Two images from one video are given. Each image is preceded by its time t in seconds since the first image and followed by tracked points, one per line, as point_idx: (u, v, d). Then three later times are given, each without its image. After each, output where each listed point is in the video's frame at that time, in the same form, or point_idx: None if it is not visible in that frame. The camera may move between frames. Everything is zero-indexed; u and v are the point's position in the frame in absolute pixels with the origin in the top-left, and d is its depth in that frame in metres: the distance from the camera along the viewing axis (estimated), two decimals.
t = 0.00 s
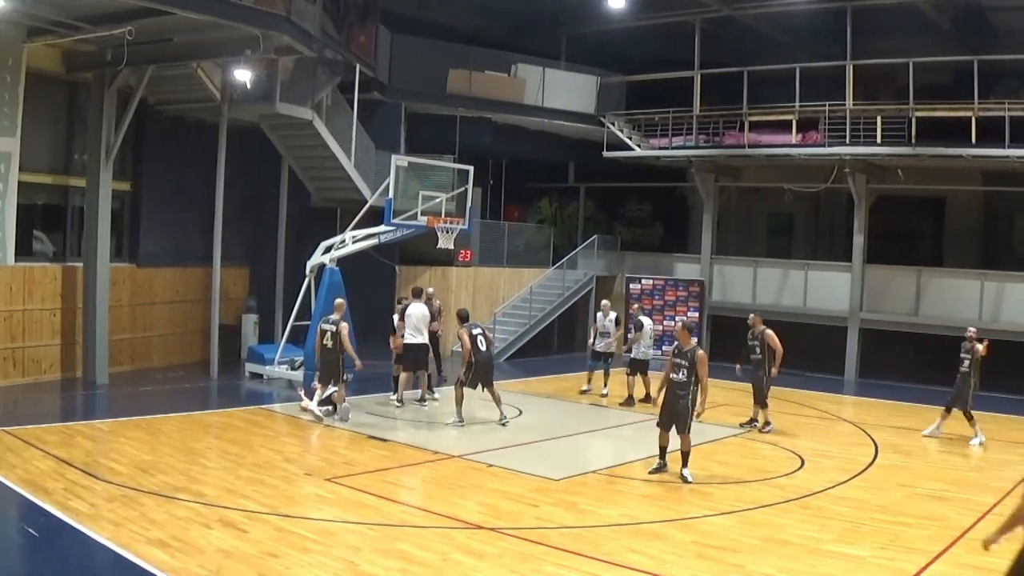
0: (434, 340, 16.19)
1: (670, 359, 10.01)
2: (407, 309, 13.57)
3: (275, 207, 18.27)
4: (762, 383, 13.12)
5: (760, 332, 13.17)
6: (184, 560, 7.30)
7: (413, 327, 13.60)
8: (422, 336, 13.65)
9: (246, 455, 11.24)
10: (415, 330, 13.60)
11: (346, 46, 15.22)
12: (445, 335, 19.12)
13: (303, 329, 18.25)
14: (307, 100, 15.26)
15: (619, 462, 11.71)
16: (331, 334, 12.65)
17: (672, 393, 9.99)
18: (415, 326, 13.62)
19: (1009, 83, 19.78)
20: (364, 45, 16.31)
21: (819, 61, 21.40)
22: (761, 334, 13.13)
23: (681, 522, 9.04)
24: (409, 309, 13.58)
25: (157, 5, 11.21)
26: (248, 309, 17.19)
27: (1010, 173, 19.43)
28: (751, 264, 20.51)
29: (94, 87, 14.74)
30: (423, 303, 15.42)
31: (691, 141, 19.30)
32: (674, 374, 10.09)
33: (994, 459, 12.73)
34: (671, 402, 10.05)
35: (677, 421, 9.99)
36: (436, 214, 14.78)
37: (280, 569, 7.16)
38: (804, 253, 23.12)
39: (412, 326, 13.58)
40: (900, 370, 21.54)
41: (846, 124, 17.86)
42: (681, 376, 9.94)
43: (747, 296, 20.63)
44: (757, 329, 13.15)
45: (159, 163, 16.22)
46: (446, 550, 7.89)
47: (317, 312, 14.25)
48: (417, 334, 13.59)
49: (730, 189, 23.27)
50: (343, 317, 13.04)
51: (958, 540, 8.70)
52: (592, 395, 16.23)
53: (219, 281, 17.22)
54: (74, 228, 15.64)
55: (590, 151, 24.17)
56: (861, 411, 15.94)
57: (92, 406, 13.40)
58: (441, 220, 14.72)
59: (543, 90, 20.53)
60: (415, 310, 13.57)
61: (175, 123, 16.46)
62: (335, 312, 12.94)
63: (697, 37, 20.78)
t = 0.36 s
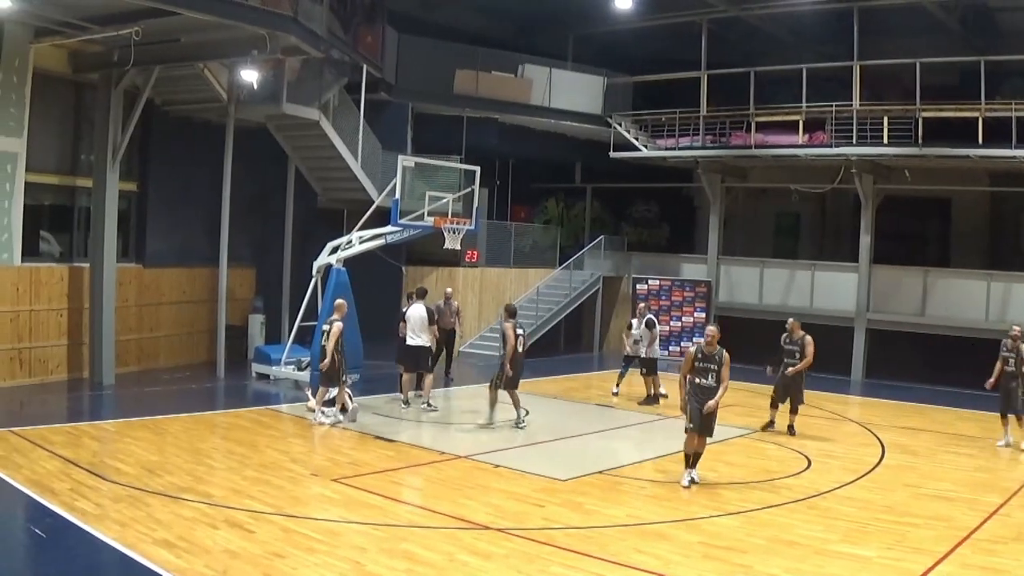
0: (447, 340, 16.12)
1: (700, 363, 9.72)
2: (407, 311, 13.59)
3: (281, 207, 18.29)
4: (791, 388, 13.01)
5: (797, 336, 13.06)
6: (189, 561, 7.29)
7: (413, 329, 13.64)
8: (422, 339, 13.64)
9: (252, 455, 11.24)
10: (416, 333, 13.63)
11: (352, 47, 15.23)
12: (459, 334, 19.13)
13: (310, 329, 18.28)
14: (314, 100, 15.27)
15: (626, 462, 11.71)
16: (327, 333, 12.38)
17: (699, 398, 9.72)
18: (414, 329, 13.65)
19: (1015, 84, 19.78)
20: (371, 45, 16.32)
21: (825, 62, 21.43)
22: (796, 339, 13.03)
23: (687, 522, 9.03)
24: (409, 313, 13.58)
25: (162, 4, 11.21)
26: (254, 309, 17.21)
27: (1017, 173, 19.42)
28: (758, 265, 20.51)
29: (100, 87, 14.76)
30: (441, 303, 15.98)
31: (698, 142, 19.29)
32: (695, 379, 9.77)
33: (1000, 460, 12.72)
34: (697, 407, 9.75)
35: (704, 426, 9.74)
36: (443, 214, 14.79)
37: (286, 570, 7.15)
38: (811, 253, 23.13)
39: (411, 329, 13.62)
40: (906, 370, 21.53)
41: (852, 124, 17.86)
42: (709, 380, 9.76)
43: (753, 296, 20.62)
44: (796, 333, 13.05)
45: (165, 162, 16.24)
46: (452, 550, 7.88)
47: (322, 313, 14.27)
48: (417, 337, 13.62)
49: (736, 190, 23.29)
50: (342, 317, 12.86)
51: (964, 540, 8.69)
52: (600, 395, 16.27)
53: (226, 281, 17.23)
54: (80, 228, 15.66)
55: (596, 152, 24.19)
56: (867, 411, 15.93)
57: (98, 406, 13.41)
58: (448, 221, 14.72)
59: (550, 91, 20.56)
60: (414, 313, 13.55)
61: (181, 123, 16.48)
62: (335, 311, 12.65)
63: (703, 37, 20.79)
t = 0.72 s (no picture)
0: (452, 342, 16.24)
1: (725, 373, 9.32)
2: (417, 313, 13.56)
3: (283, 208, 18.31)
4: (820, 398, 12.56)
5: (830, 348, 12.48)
6: (191, 561, 7.29)
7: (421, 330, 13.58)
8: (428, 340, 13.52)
9: (254, 455, 11.24)
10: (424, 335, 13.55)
11: (354, 47, 15.25)
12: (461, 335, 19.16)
13: (311, 330, 18.30)
14: (315, 100, 15.29)
15: (627, 463, 11.72)
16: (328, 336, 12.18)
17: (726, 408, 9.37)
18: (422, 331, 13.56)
19: (1017, 84, 19.79)
20: (373, 45, 16.34)
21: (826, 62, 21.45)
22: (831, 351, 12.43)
23: (688, 522, 9.04)
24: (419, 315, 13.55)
25: (163, 5, 11.20)
26: (256, 309, 17.21)
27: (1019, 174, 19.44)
28: (759, 265, 20.52)
29: (102, 87, 14.77)
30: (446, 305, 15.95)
31: (699, 142, 19.30)
32: (722, 389, 9.37)
33: (1001, 460, 12.72)
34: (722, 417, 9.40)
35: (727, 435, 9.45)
36: (444, 215, 14.80)
37: (287, 570, 7.16)
38: (812, 253, 23.14)
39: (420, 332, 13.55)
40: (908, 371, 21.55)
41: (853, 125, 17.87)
42: (734, 389, 9.42)
43: (755, 296, 20.62)
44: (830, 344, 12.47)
45: (168, 163, 16.25)
46: (453, 550, 7.89)
47: (323, 313, 14.28)
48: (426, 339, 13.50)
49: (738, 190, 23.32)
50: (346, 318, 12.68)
51: (966, 540, 8.69)
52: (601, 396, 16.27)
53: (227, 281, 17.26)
54: (82, 229, 15.68)
55: (597, 152, 24.21)
56: (869, 412, 15.94)
57: (100, 406, 13.41)
58: (449, 221, 14.74)
59: (551, 91, 20.58)
60: (423, 315, 13.51)
61: (183, 123, 16.49)
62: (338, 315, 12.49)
63: (704, 37, 20.79)
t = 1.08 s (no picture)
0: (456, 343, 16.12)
1: (758, 379, 8.93)
2: (423, 315, 13.50)
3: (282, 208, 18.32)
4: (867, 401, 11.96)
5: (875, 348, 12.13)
6: (189, 561, 7.29)
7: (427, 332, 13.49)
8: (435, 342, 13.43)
9: (252, 456, 11.23)
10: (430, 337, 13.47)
11: (353, 47, 15.25)
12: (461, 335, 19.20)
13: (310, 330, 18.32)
14: (314, 101, 15.29)
15: (625, 463, 11.74)
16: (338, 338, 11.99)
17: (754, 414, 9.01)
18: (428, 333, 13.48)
19: (1016, 85, 19.81)
20: (372, 46, 16.35)
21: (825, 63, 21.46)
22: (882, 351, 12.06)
23: (687, 522, 9.04)
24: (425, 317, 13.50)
25: (162, 4, 11.19)
26: (255, 309, 17.20)
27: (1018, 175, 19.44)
28: (758, 265, 20.53)
29: (101, 87, 14.76)
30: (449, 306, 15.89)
31: (698, 142, 19.30)
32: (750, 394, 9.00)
33: (999, 461, 12.73)
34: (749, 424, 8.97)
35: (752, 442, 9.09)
36: (443, 215, 14.80)
37: (286, 570, 7.15)
38: (811, 254, 23.15)
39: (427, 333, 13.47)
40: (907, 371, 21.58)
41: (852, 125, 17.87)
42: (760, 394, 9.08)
43: (754, 297, 20.62)
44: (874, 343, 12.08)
45: (167, 163, 16.25)
46: (451, 550, 7.89)
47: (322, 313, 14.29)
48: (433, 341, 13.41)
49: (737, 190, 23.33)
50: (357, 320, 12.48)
51: (964, 541, 8.69)
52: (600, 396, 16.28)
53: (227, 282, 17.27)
54: (81, 230, 15.67)
55: (596, 153, 24.22)
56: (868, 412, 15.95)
57: (98, 407, 13.40)
58: (448, 221, 14.75)
59: (550, 91, 20.59)
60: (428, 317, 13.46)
61: (182, 123, 16.49)
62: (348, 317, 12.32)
63: (703, 38, 20.78)
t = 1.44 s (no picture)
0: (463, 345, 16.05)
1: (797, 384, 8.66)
2: (430, 317, 13.49)
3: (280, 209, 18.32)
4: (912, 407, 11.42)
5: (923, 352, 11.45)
6: (187, 562, 7.29)
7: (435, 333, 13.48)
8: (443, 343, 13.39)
9: (250, 456, 11.23)
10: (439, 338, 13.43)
11: (351, 48, 15.25)
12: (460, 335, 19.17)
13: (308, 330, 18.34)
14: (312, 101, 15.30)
15: (622, 463, 11.78)
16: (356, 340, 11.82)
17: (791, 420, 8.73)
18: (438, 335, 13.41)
19: (1014, 87, 19.83)
20: (370, 47, 16.37)
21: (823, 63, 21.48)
22: (930, 355, 11.42)
23: (685, 523, 9.05)
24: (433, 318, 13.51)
25: (160, 6, 11.19)
26: (253, 310, 17.19)
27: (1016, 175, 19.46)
28: (756, 266, 20.53)
29: (99, 88, 14.75)
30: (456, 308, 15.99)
31: (697, 143, 19.31)
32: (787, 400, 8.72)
33: (997, 461, 12.75)
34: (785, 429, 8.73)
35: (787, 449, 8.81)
36: (441, 215, 14.82)
37: (284, 570, 7.16)
38: (809, 254, 23.16)
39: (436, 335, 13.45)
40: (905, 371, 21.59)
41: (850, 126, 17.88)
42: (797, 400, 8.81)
43: (751, 297, 20.62)
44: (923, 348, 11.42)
45: (165, 163, 16.25)
46: (450, 551, 7.89)
47: (321, 314, 14.33)
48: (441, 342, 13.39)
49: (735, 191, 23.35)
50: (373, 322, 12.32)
51: (962, 541, 8.70)
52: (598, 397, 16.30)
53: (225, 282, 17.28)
54: (79, 230, 15.66)
55: (594, 153, 24.25)
56: (865, 412, 15.97)
57: (97, 408, 13.40)
58: (446, 221, 14.76)
59: (548, 92, 20.60)
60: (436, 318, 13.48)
61: (180, 123, 16.48)
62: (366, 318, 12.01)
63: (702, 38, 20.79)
